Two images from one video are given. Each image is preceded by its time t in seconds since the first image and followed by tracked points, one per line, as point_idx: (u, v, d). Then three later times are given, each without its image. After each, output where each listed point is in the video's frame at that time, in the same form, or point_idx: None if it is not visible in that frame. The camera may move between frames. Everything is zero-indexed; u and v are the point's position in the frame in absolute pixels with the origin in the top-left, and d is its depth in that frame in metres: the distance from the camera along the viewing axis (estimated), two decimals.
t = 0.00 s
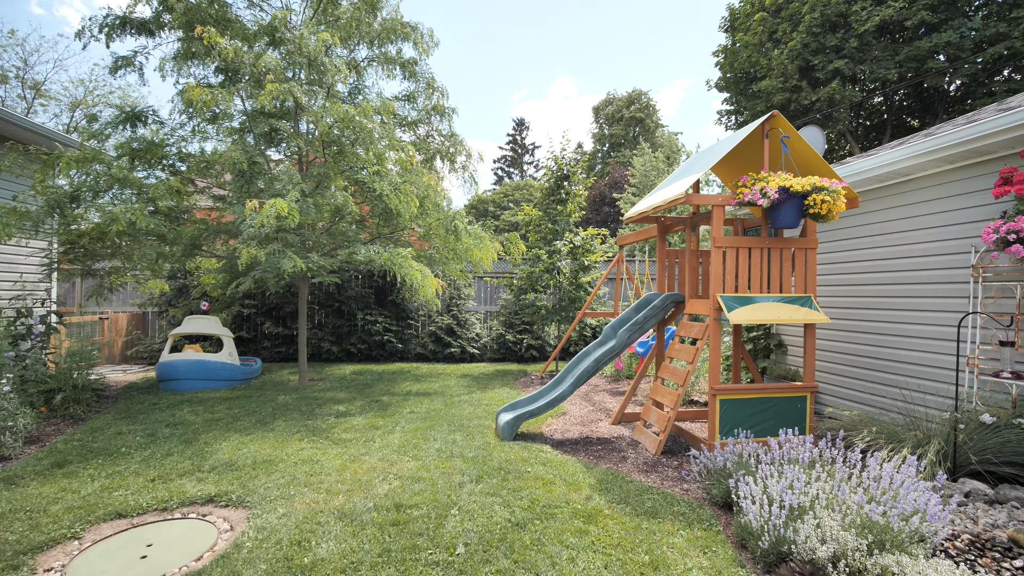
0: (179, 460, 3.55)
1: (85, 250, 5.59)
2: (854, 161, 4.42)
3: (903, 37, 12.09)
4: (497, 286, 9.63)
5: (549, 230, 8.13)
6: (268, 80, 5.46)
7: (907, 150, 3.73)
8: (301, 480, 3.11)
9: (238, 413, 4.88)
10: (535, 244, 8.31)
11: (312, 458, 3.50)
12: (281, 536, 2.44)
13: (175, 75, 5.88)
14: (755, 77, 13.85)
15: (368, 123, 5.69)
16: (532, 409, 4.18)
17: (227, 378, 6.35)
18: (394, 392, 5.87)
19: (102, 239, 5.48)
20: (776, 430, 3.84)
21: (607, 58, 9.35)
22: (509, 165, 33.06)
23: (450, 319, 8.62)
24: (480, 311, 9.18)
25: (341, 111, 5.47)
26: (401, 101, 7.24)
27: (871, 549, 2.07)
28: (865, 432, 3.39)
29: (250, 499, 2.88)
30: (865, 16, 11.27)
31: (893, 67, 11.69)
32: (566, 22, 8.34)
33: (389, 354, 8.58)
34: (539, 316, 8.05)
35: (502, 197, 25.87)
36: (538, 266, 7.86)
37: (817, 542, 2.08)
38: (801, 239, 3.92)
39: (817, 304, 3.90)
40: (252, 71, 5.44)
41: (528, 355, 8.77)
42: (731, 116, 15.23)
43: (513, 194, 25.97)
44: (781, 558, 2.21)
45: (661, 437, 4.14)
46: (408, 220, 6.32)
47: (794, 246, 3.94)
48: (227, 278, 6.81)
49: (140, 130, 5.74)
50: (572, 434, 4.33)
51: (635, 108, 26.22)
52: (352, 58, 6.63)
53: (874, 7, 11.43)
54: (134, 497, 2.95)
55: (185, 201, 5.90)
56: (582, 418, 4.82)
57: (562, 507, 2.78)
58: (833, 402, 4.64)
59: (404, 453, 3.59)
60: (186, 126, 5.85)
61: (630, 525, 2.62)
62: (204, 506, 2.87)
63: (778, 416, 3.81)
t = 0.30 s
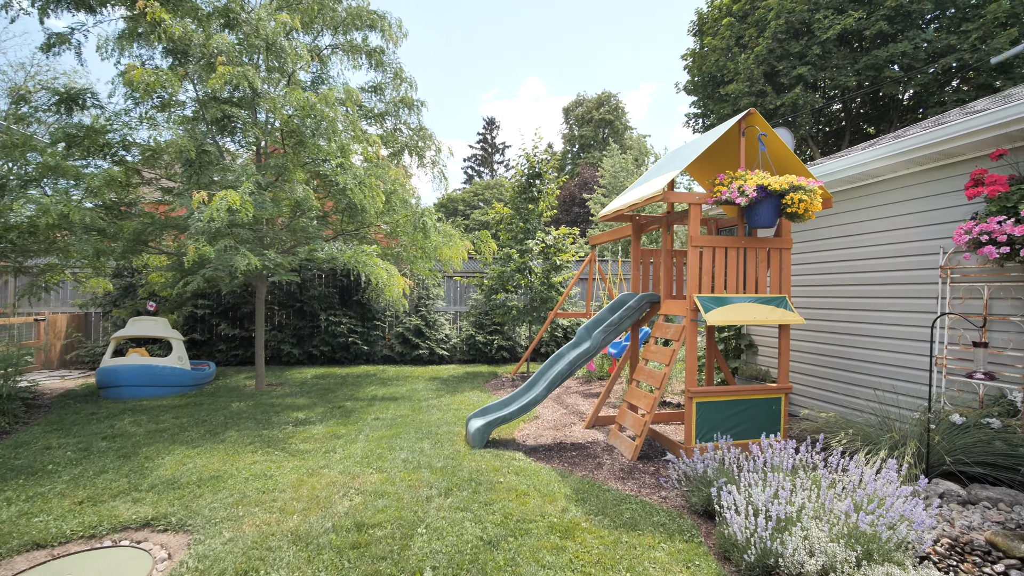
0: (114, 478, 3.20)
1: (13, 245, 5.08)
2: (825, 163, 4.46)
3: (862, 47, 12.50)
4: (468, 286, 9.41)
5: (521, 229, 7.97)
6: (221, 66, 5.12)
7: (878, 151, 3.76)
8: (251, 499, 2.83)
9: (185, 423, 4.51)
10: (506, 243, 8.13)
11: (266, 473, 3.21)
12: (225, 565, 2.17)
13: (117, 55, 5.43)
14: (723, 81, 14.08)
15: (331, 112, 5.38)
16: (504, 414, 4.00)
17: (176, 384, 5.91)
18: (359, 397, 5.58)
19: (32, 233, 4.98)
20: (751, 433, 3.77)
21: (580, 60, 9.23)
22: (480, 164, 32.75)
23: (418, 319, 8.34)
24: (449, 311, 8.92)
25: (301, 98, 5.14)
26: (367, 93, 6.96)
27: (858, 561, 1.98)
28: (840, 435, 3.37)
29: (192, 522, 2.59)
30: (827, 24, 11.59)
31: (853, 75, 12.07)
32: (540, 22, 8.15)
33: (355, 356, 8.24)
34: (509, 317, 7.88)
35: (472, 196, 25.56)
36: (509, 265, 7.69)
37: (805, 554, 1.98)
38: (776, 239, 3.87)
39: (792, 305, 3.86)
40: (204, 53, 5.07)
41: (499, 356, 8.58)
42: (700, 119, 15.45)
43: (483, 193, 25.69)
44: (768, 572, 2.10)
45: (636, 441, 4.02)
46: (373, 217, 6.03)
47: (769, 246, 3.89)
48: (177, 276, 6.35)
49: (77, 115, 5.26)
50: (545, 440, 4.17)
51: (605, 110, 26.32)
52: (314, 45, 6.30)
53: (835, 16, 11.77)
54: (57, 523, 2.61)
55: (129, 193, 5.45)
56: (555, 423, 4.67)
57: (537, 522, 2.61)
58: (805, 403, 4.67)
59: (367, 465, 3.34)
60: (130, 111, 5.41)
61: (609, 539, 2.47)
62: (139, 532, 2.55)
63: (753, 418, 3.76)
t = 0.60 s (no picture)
0: (26, 504, 2.81)
1: None
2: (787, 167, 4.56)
3: (811, 59, 13.07)
4: (429, 287, 9.16)
5: (484, 229, 7.80)
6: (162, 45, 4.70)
7: (839, 156, 3.86)
8: (189, 524, 2.55)
9: (116, 437, 4.09)
10: (469, 243, 7.93)
11: (207, 493, 2.91)
12: None
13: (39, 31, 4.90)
14: (683, 86, 14.38)
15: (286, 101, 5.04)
16: (468, 421, 3.83)
17: (108, 393, 5.40)
18: (313, 405, 5.26)
19: None
20: (718, 434, 3.75)
21: (544, 62, 9.18)
22: (441, 163, 32.20)
23: (378, 322, 8.03)
24: (410, 312, 8.65)
25: (251, 84, 4.79)
26: (325, 84, 6.67)
27: (836, 569, 1.95)
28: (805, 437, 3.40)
29: (117, 554, 2.29)
30: (781, 35, 12.03)
31: (803, 85, 12.58)
32: (502, 19, 8.00)
33: (310, 360, 7.84)
34: (472, 319, 7.71)
35: (433, 195, 25.10)
36: (473, 266, 7.51)
37: (785, 564, 1.92)
38: (742, 241, 3.88)
39: (757, 307, 3.88)
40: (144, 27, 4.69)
41: (462, 359, 8.39)
42: (660, 123, 15.77)
43: (445, 192, 25.28)
44: None
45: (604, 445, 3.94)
46: (329, 214, 5.70)
47: (735, 248, 3.90)
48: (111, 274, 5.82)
49: None
50: (511, 446, 4.03)
51: (567, 112, 26.48)
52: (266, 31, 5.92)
53: (788, 28, 12.23)
54: None
55: (52, 183, 4.92)
56: (521, 428, 4.53)
57: (506, 537, 2.46)
58: (767, 403, 4.75)
59: (322, 480, 3.10)
60: (54, 93, 4.88)
61: (582, 554, 2.35)
62: (51, 568, 2.21)
63: (721, 420, 3.75)
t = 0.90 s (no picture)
0: None
1: None
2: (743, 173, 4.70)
3: (755, 71, 13.68)
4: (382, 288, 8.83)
5: (441, 228, 7.60)
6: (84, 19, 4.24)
7: (793, 162, 4.01)
8: (110, 557, 2.24)
9: (24, 458, 3.62)
10: (425, 243, 7.70)
11: (132, 520, 2.59)
12: None
13: None
14: (636, 92, 14.69)
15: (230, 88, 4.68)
16: (427, 429, 3.65)
17: (17, 407, 4.81)
18: (256, 415, 4.90)
19: None
20: (679, 435, 3.76)
21: (500, 61, 9.08)
22: (394, 161, 31.41)
23: (328, 325, 7.65)
24: (363, 315, 8.29)
25: (187, 66, 4.39)
26: (271, 72, 6.31)
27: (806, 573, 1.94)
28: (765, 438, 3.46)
29: None
30: (729, 46, 12.52)
31: (748, 95, 13.15)
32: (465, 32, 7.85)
33: (253, 366, 7.36)
34: (428, 321, 7.49)
35: (385, 193, 24.42)
36: (429, 266, 7.29)
37: (758, 572, 1.88)
38: (703, 244, 3.92)
39: (716, 308, 3.93)
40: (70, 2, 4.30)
41: (416, 363, 8.13)
42: (613, 127, 16.05)
43: (398, 190, 24.66)
44: None
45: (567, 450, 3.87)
46: (274, 210, 5.34)
47: (696, 251, 3.92)
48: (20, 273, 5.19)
49: None
50: (472, 454, 3.88)
51: (522, 114, 26.51)
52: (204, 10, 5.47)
53: (735, 40, 12.75)
54: None
55: None
56: (481, 434, 4.39)
57: (471, 555, 2.32)
58: (723, 403, 4.85)
59: (267, 499, 2.84)
60: None
61: (552, 568, 2.25)
62: None
63: (683, 421, 3.77)
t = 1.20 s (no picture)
0: None
1: None
2: (696, 178, 4.83)
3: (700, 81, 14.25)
4: (330, 289, 8.44)
5: (393, 227, 7.34)
6: None
7: (745, 168, 4.15)
8: None
9: None
10: (376, 242, 7.41)
11: (40, 556, 2.26)
12: None
13: None
14: (588, 96, 14.91)
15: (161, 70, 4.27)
16: (383, 439, 3.45)
17: None
18: (190, 427, 4.49)
19: None
20: (639, 437, 3.78)
21: (456, 59, 8.92)
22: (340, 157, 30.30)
23: (270, 328, 7.19)
24: (308, 317, 7.87)
25: (111, 42, 3.96)
26: (208, 56, 5.88)
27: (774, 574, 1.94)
28: (722, 438, 3.53)
29: None
30: (676, 56, 12.96)
31: (694, 104, 13.67)
32: (421, 29, 7.63)
33: (186, 373, 6.80)
34: (380, 324, 7.21)
35: (331, 190, 23.48)
36: (381, 266, 7.02)
37: None
38: (661, 246, 3.96)
39: (673, 310, 3.99)
40: None
41: (366, 367, 7.80)
42: (565, 130, 16.21)
43: (345, 187, 23.78)
44: None
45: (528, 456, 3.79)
46: (211, 204, 4.93)
47: (655, 253, 3.96)
48: None
49: None
50: (429, 463, 3.72)
51: (474, 114, 26.32)
52: None
53: (682, 50, 13.22)
54: None
55: None
56: (437, 441, 4.23)
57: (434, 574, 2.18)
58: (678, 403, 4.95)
59: (204, 523, 2.57)
60: None
61: None
62: None
63: (642, 423, 3.79)
